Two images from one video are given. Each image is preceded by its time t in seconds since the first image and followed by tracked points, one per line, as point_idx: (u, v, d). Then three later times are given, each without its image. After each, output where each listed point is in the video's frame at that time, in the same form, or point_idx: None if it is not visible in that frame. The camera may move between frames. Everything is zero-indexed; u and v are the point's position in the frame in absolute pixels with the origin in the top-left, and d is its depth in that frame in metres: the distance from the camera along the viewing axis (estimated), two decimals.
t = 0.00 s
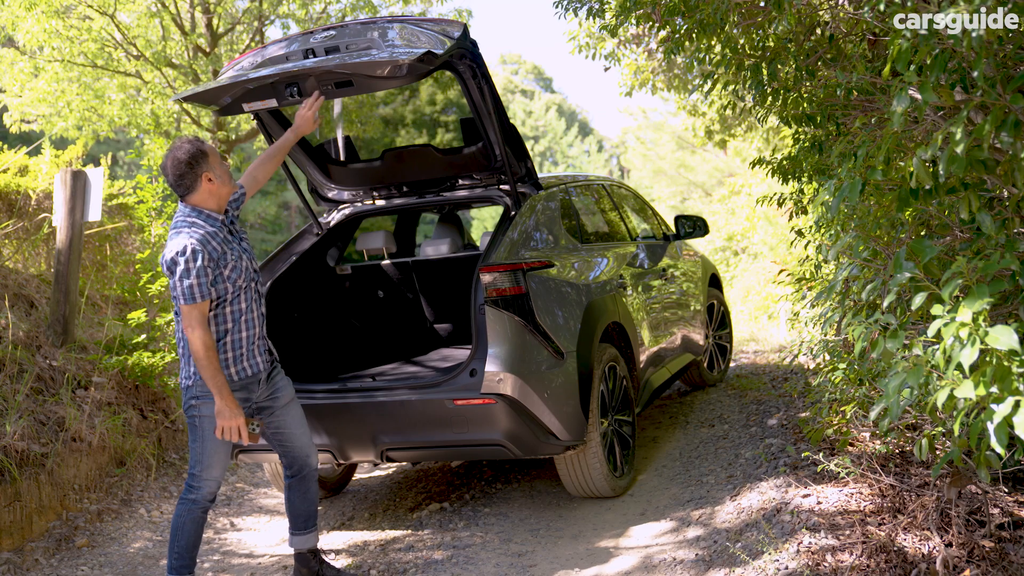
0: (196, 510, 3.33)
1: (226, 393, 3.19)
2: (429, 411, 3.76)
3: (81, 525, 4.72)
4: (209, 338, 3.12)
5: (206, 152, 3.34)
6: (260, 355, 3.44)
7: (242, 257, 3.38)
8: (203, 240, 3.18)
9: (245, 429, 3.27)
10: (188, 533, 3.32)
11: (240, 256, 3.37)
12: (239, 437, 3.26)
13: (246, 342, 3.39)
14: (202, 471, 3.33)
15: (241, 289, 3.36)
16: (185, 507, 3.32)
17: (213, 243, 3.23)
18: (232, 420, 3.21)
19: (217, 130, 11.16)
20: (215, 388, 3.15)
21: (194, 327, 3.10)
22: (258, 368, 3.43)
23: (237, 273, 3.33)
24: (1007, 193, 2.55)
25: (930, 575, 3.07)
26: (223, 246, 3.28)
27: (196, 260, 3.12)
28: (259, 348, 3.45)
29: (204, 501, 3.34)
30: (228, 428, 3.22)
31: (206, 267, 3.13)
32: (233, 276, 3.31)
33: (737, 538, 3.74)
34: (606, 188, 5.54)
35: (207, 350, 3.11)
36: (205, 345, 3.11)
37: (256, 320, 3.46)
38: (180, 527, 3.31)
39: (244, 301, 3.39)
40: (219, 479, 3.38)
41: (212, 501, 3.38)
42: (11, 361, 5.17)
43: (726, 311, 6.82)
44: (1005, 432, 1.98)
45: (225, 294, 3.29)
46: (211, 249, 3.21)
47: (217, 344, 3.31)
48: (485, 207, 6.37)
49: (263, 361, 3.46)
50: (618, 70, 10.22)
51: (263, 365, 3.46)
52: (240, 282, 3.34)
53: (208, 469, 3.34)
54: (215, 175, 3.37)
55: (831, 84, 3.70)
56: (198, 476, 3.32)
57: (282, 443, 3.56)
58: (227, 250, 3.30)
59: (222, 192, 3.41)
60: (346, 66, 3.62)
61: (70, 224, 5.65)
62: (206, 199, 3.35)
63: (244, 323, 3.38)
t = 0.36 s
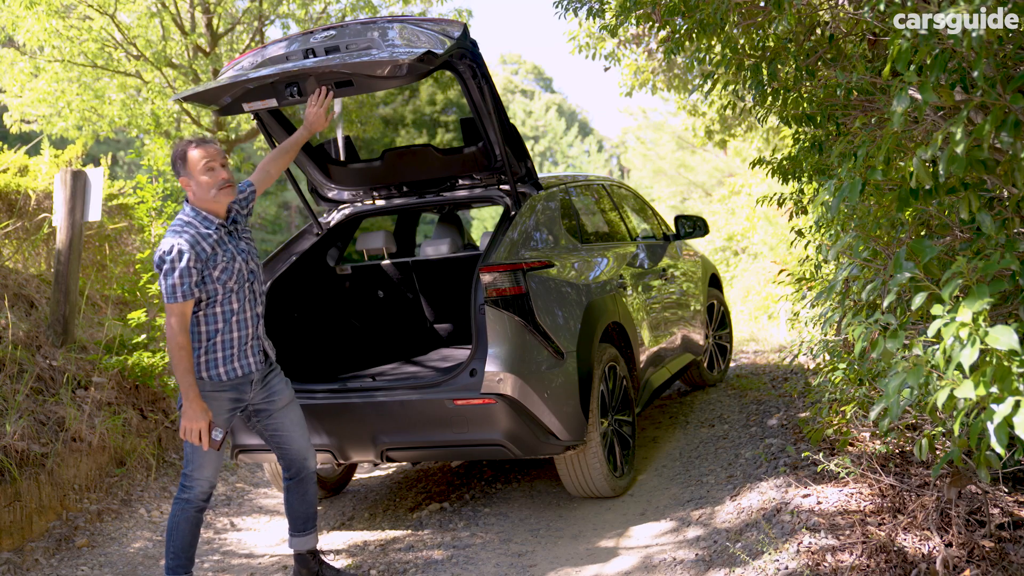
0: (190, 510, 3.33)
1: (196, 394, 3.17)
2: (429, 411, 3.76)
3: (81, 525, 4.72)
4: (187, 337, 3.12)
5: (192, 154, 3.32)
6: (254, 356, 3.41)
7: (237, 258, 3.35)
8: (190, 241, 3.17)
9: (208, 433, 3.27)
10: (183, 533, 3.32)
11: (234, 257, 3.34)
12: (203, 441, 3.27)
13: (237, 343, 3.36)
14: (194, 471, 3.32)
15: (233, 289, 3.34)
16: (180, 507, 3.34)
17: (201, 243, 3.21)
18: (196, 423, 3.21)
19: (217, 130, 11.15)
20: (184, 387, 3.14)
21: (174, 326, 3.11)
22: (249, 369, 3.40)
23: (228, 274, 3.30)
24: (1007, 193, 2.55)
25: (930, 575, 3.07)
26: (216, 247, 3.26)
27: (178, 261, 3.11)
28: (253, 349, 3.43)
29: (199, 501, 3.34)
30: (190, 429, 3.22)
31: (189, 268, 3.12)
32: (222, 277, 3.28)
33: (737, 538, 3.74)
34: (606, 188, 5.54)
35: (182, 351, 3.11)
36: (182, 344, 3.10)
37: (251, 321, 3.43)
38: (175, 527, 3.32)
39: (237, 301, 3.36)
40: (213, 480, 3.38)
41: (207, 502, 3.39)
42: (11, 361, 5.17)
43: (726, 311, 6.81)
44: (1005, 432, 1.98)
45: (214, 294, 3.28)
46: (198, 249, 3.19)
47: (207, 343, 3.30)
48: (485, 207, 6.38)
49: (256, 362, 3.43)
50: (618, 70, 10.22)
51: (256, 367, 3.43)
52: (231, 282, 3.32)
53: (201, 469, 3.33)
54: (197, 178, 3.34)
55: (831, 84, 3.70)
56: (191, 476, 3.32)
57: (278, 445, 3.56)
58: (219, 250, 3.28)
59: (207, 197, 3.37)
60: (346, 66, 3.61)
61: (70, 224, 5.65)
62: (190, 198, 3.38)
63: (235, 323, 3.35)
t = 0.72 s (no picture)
0: (184, 513, 3.32)
1: (169, 391, 3.16)
2: (430, 411, 3.76)
3: (81, 525, 4.72)
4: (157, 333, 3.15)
5: (178, 155, 3.35)
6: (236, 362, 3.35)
7: (218, 257, 3.31)
8: (162, 240, 3.18)
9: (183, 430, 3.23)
10: (178, 536, 3.32)
11: (214, 256, 3.30)
12: (178, 437, 3.23)
13: (219, 347, 3.33)
14: (186, 473, 3.31)
15: (215, 290, 3.31)
16: (174, 510, 3.32)
17: (176, 239, 3.21)
18: (169, 420, 3.18)
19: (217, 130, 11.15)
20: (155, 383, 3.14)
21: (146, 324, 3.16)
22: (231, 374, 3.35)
23: (205, 273, 3.27)
24: (1007, 193, 2.55)
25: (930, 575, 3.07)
26: (193, 245, 3.25)
27: (145, 257, 3.15)
28: (238, 354, 3.37)
29: (194, 504, 3.33)
30: (166, 426, 3.19)
31: (160, 265, 3.15)
32: (198, 277, 3.25)
33: (737, 538, 3.74)
34: (606, 188, 5.54)
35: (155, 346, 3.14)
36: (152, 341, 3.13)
37: (236, 326, 3.38)
38: (170, 529, 3.31)
39: (219, 302, 3.33)
40: (207, 482, 3.36)
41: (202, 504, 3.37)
42: (11, 361, 5.18)
43: (726, 311, 6.81)
44: (1006, 432, 1.98)
45: (193, 294, 3.27)
46: (172, 247, 3.20)
47: (187, 345, 3.29)
48: (484, 207, 6.38)
49: (240, 367, 3.38)
50: (618, 70, 10.22)
51: (240, 373, 3.38)
52: (208, 283, 3.28)
53: (195, 470, 3.32)
54: (182, 178, 3.37)
55: (831, 84, 3.70)
56: (183, 478, 3.31)
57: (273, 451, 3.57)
58: (198, 247, 3.27)
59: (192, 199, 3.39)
60: (346, 66, 3.62)
61: (70, 224, 5.65)
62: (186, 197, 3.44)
63: (215, 326, 3.32)
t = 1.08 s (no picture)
0: (184, 516, 3.30)
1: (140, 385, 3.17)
2: (430, 411, 3.76)
3: (81, 525, 4.72)
4: (147, 327, 3.19)
5: (212, 153, 3.37)
6: (231, 369, 3.31)
7: (222, 260, 3.32)
8: (167, 236, 3.22)
9: (144, 428, 3.21)
10: (179, 538, 3.30)
11: (219, 259, 3.31)
12: (137, 434, 3.20)
13: (215, 352, 3.30)
14: (186, 475, 3.29)
15: (216, 294, 3.30)
16: (174, 513, 3.31)
17: (181, 236, 3.24)
18: (133, 414, 3.17)
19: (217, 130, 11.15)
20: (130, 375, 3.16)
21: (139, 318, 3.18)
22: (225, 380, 3.32)
23: (207, 274, 3.27)
24: (1007, 193, 2.55)
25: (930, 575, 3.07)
26: (197, 245, 3.26)
27: (148, 253, 3.18)
28: (234, 361, 3.34)
29: (195, 506, 3.32)
30: (129, 421, 3.18)
31: (161, 260, 3.17)
32: (200, 277, 3.26)
33: (737, 537, 3.74)
34: (606, 188, 5.54)
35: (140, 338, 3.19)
36: (141, 333, 3.20)
37: (235, 333, 3.35)
38: (170, 532, 3.30)
39: (219, 308, 3.31)
40: (206, 484, 3.34)
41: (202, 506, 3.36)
42: (11, 360, 5.18)
43: (726, 312, 6.81)
44: (1006, 432, 1.98)
45: (193, 295, 3.27)
46: (176, 244, 3.22)
47: (184, 348, 3.27)
48: (484, 207, 6.38)
49: (235, 374, 3.34)
50: (618, 70, 10.22)
51: (234, 380, 3.34)
52: (210, 285, 3.28)
53: (195, 474, 3.30)
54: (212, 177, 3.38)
55: (831, 84, 3.70)
56: (183, 481, 3.29)
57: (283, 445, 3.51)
58: (203, 248, 3.28)
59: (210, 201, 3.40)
60: (346, 66, 3.61)
61: (70, 224, 5.65)
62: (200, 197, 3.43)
63: (212, 331, 3.30)
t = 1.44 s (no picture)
0: (194, 517, 3.30)
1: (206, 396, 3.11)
2: (430, 411, 3.76)
3: (81, 525, 4.72)
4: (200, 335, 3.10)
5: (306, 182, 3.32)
6: (255, 383, 3.29)
7: (265, 276, 3.29)
8: (220, 244, 3.17)
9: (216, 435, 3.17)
10: (187, 537, 3.30)
11: (264, 275, 3.29)
12: (209, 442, 3.15)
13: (242, 364, 3.28)
14: (200, 477, 3.30)
15: (255, 309, 3.28)
16: (185, 513, 3.31)
17: (233, 247, 3.20)
18: (203, 423, 3.12)
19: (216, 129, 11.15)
20: (195, 387, 3.09)
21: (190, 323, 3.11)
22: (247, 392, 3.29)
23: (250, 289, 3.25)
24: (1008, 193, 2.55)
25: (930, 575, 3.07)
26: (247, 258, 3.23)
27: (201, 258, 3.13)
28: (260, 374, 3.32)
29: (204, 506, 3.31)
30: (201, 431, 3.13)
31: (213, 268, 3.13)
32: (242, 290, 3.24)
33: (737, 537, 3.74)
34: (606, 188, 5.54)
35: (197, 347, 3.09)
36: (195, 342, 3.09)
37: (266, 349, 3.33)
38: (179, 531, 3.30)
39: (254, 322, 3.29)
40: (219, 487, 3.35)
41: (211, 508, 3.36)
42: (11, 361, 5.18)
43: (726, 312, 6.81)
44: (1005, 432, 1.98)
45: (232, 307, 3.24)
46: (229, 253, 3.20)
47: (214, 354, 3.26)
48: (484, 207, 6.39)
49: (259, 387, 3.31)
50: (617, 70, 10.22)
51: (257, 394, 3.31)
52: (250, 299, 3.26)
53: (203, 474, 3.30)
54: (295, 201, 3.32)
55: (832, 84, 3.70)
56: (195, 481, 3.31)
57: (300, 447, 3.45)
58: (251, 262, 3.25)
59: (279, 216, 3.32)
60: (347, 67, 3.62)
61: (70, 224, 5.65)
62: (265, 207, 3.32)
63: (245, 343, 3.28)
